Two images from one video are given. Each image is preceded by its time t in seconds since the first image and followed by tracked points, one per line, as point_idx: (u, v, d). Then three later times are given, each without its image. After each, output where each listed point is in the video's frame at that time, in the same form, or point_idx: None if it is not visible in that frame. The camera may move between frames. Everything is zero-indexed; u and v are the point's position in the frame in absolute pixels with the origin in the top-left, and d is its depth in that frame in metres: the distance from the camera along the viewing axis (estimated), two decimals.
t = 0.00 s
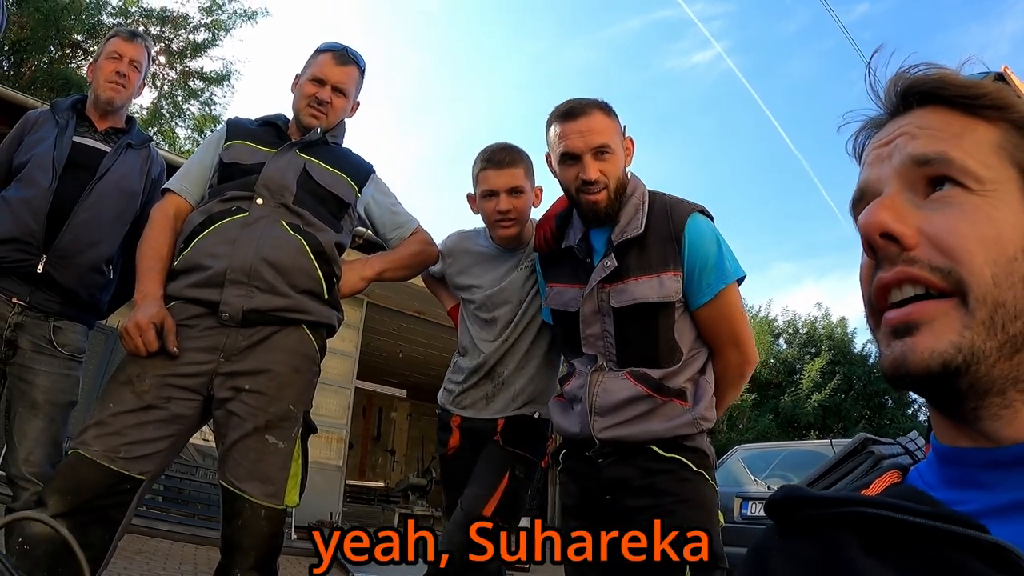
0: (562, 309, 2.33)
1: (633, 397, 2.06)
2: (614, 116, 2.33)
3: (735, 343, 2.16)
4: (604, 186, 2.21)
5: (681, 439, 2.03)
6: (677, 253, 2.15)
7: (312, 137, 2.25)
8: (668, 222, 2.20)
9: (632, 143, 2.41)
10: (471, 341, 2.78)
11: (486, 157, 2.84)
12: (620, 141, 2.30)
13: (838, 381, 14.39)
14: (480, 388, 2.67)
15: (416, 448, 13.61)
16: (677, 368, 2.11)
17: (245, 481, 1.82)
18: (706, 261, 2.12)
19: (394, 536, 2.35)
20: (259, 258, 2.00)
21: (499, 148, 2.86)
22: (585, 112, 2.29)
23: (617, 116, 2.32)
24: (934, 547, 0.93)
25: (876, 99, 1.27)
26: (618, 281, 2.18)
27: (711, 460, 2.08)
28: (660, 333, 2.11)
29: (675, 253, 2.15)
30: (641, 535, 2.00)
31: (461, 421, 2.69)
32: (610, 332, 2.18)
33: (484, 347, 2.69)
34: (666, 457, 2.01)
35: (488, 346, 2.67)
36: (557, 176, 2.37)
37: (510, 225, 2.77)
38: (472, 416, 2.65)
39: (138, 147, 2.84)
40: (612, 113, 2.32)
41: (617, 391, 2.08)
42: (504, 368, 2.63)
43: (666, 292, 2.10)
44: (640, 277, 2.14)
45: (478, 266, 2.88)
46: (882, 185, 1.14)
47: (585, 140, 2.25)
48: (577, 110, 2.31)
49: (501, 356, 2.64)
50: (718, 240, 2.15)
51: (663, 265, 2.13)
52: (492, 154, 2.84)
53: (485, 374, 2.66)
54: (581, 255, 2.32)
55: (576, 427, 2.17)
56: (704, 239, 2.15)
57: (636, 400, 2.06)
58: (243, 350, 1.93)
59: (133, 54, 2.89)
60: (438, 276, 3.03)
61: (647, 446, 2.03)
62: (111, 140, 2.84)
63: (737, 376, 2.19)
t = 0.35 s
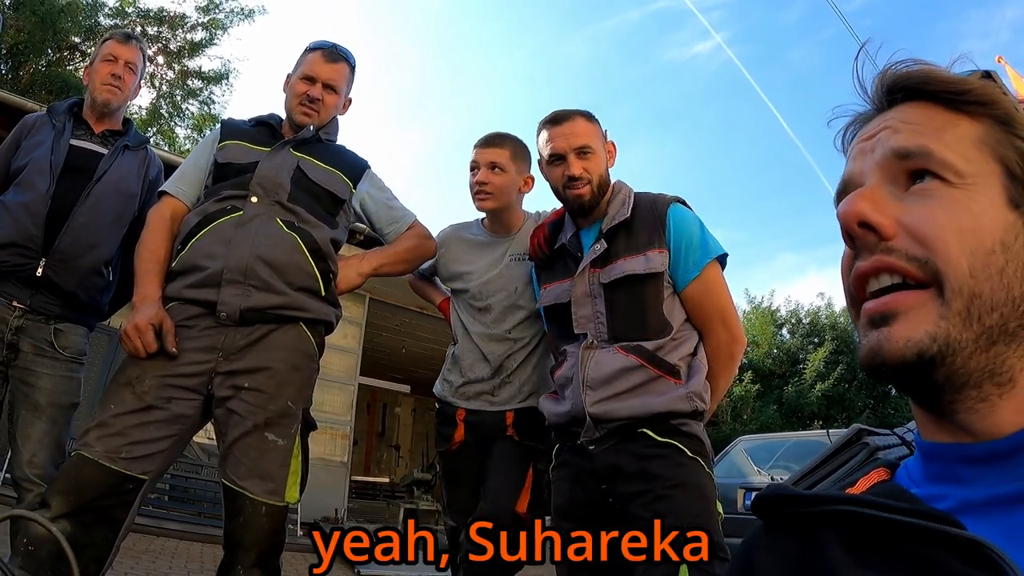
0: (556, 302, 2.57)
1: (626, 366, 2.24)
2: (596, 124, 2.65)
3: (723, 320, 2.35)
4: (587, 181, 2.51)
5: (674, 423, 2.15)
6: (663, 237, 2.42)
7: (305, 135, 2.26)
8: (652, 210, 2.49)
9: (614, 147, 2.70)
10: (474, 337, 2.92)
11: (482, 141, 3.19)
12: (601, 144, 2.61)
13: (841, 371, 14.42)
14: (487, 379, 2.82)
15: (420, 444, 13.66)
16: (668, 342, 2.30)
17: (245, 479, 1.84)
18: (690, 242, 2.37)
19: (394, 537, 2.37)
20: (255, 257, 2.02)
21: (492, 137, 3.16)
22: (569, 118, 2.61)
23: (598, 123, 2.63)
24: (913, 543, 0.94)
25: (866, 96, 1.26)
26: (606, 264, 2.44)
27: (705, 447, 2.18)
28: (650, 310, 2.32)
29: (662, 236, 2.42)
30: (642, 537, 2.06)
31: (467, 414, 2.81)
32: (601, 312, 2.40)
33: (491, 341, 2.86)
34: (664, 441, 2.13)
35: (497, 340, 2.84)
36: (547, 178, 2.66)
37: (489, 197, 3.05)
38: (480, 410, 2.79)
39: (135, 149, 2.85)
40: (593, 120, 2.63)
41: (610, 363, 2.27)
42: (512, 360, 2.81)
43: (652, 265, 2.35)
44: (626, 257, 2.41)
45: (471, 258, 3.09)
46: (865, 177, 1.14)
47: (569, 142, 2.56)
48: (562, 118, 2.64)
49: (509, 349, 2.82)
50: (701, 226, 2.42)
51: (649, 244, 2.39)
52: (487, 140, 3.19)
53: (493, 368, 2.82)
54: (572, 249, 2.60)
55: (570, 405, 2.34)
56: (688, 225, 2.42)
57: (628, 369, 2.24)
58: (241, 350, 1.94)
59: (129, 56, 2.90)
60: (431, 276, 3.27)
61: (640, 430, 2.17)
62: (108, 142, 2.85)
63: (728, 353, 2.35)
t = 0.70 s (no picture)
0: (561, 291, 2.60)
1: (632, 342, 2.26)
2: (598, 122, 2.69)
3: (725, 301, 2.36)
4: (590, 175, 2.56)
5: (683, 410, 2.17)
6: (667, 221, 2.46)
7: (310, 128, 2.26)
8: (655, 199, 2.52)
9: (616, 146, 2.74)
10: (481, 331, 2.93)
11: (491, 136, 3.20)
12: (603, 141, 2.65)
13: (845, 365, 14.42)
14: (496, 373, 2.82)
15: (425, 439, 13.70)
16: (673, 319, 2.34)
17: (254, 473, 1.84)
18: (694, 227, 2.42)
19: (394, 538, 2.35)
20: (262, 250, 2.02)
21: (501, 132, 3.20)
22: (571, 118, 2.66)
23: (600, 121, 2.67)
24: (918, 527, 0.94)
25: (873, 86, 1.25)
26: (611, 249, 2.47)
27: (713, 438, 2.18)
28: (654, 289, 2.36)
29: (665, 221, 2.45)
30: (642, 537, 2.10)
31: (478, 410, 2.81)
32: (606, 293, 2.42)
33: (502, 335, 2.87)
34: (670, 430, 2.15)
35: (508, 334, 2.86)
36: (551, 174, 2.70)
37: (496, 188, 3.06)
38: (493, 404, 2.79)
39: (141, 145, 2.85)
40: (595, 119, 2.67)
41: (616, 340, 2.28)
42: (523, 355, 2.82)
43: (656, 246, 2.38)
44: (631, 240, 2.43)
45: (478, 251, 3.09)
46: (869, 161, 1.14)
47: (572, 138, 2.61)
48: (564, 118, 2.68)
49: (520, 344, 2.84)
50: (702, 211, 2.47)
51: (653, 227, 2.43)
52: (497, 136, 3.20)
53: (505, 362, 2.82)
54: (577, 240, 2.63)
55: (575, 386, 2.35)
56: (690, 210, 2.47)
57: (635, 345, 2.26)
58: (248, 344, 1.94)
59: (134, 52, 2.90)
60: (436, 273, 3.32)
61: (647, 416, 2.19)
62: (113, 138, 2.86)
63: (731, 333, 2.36)
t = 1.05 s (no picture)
0: (576, 292, 2.65)
1: (648, 348, 2.33)
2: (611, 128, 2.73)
3: (735, 303, 2.46)
4: (604, 179, 2.60)
5: (695, 414, 2.25)
6: (679, 226, 2.50)
7: (326, 133, 2.30)
8: (668, 204, 2.57)
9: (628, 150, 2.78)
10: (498, 332, 2.98)
11: (509, 144, 3.21)
12: (616, 146, 2.69)
13: (847, 360, 14.49)
14: (514, 374, 2.87)
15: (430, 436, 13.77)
16: (685, 323, 2.41)
17: (279, 476, 1.88)
18: (706, 233, 2.48)
19: (394, 536, 2.38)
20: (282, 254, 2.06)
21: (523, 137, 3.23)
22: (584, 124, 2.70)
23: (614, 127, 2.72)
24: (918, 518, 0.99)
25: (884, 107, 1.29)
26: (625, 254, 2.53)
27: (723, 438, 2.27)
28: (671, 288, 2.41)
29: (677, 225, 2.50)
30: (642, 537, 2.24)
31: (496, 410, 2.86)
32: (621, 297, 2.48)
33: (518, 336, 2.92)
34: (685, 433, 2.23)
35: (524, 335, 2.91)
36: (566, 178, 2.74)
37: (518, 198, 3.11)
38: (511, 404, 2.84)
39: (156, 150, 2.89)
40: (608, 125, 2.71)
41: (633, 345, 2.36)
42: (540, 355, 2.87)
43: (670, 251, 2.43)
44: (645, 246, 2.48)
45: (494, 255, 3.14)
46: (878, 179, 1.18)
47: (586, 144, 2.65)
48: (578, 123, 2.72)
49: (537, 345, 2.89)
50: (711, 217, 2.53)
51: (665, 232, 2.48)
52: (515, 143, 3.21)
53: (521, 362, 2.87)
54: (590, 242, 2.67)
55: (593, 389, 2.42)
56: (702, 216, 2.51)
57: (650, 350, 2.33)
58: (270, 346, 1.99)
59: (147, 58, 2.94)
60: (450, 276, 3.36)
61: (660, 421, 2.27)
62: (128, 144, 2.89)
63: (740, 333, 2.48)
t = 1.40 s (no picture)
0: (586, 286, 2.72)
1: (657, 343, 2.42)
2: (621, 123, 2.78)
3: (739, 296, 2.53)
4: (612, 174, 2.66)
5: (699, 402, 2.35)
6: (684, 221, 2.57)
7: (343, 128, 2.37)
8: (675, 198, 2.64)
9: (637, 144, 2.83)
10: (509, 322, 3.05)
11: (521, 141, 3.27)
12: (625, 141, 2.74)
13: (849, 355, 14.54)
14: (526, 361, 2.95)
15: (434, 432, 13.85)
16: (691, 318, 2.48)
17: (298, 460, 1.95)
18: (712, 229, 2.54)
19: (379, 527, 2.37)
20: (301, 241, 2.13)
21: (534, 134, 3.30)
22: (594, 118, 2.75)
23: (623, 123, 2.77)
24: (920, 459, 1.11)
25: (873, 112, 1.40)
26: (635, 248, 2.59)
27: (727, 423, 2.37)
28: (676, 285, 2.49)
29: (683, 222, 2.57)
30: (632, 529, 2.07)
31: (508, 397, 2.94)
32: (630, 291, 2.55)
33: (529, 325, 3.00)
34: (690, 421, 2.32)
35: (535, 324, 2.99)
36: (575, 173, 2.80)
37: (530, 192, 3.18)
38: (522, 391, 2.92)
39: (174, 145, 2.97)
40: (618, 120, 2.76)
41: (642, 340, 2.43)
42: (551, 343, 2.95)
43: (677, 248, 2.51)
44: (654, 241, 2.55)
45: (503, 247, 3.20)
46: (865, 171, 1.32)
47: (596, 139, 2.71)
48: (589, 118, 2.77)
49: (547, 333, 2.97)
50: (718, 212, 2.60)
51: (673, 230, 2.55)
52: (527, 140, 3.27)
53: (532, 351, 2.95)
54: (600, 236, 2.74)
55: (605, 379, 2.49)
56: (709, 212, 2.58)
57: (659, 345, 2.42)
58: (290, 332, 2.06)
59: (164, 55, 3.00)
60: (461, 270, 3.43)
61: (666, 409, 2.36)
62: (146, 139, 2.96)
63: (743, 324, 2.55)
